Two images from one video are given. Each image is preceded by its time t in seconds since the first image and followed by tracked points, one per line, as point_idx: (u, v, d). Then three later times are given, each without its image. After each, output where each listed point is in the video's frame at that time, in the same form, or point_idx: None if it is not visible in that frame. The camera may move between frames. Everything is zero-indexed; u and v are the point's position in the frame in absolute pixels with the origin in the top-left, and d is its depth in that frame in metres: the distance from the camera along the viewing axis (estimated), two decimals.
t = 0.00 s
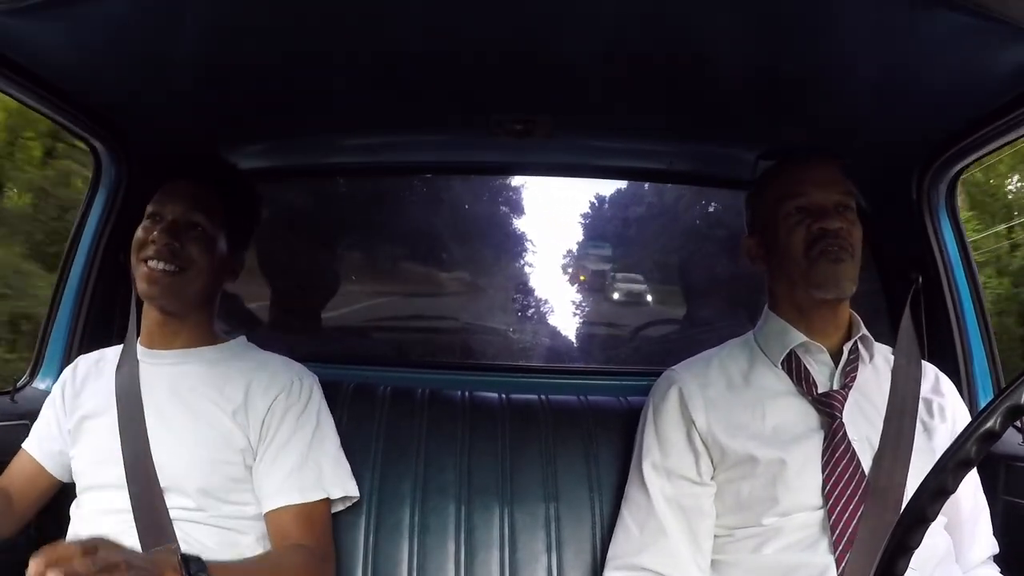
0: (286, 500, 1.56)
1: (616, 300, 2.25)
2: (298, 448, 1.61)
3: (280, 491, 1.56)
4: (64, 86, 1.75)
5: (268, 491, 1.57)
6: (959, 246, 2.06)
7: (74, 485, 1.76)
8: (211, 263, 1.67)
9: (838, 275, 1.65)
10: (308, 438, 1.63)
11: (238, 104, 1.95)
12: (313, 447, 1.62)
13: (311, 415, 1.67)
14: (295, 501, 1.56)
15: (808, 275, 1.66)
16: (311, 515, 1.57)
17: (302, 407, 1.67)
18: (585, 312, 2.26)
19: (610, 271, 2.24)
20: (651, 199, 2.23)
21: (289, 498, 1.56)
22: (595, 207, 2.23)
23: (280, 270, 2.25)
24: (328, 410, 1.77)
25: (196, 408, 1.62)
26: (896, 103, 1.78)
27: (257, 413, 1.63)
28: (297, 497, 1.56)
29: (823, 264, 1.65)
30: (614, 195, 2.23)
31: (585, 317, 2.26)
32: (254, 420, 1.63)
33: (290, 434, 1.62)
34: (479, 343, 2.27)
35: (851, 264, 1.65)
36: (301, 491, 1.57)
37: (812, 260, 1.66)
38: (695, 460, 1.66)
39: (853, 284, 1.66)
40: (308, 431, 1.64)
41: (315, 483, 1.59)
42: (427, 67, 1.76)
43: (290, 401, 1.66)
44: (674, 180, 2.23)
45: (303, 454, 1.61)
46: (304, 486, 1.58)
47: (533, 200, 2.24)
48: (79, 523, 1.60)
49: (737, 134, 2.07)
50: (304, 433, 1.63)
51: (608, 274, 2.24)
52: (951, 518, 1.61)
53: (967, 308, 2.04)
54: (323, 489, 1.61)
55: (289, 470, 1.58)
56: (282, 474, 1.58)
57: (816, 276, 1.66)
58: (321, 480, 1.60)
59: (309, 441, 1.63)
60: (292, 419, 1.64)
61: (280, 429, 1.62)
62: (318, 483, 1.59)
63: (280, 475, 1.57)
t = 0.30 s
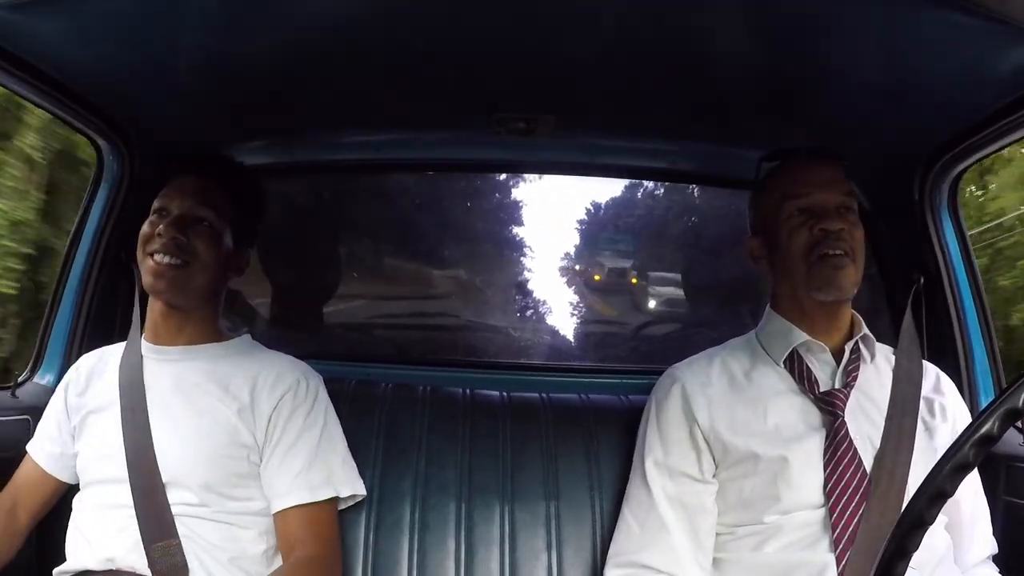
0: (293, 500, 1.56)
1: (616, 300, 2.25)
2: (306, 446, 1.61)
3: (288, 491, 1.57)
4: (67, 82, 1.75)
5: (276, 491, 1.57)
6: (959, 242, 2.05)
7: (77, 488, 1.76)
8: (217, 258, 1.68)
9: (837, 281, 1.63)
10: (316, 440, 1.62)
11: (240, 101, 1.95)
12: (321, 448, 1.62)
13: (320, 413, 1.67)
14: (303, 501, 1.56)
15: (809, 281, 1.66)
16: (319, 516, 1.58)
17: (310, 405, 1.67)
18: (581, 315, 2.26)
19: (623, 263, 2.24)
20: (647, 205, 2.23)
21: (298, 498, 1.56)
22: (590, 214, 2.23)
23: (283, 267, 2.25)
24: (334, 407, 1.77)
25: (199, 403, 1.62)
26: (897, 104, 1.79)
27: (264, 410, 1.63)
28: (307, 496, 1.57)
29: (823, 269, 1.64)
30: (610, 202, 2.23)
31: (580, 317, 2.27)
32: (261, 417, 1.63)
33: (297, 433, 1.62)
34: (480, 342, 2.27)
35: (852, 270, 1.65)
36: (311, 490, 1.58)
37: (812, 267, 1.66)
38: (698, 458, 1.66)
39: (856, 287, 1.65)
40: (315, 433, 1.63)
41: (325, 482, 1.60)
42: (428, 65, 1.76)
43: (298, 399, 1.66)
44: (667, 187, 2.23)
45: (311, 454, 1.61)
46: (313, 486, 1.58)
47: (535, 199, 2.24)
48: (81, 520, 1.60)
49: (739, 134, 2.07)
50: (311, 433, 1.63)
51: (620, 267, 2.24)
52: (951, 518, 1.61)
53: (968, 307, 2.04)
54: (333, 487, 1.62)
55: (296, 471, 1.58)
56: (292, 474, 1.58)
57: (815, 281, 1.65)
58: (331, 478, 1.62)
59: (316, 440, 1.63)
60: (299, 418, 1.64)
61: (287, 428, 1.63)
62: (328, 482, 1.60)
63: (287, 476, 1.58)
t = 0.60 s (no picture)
0: (294, 499, 1.56)
1: (616, 300, 2.25)
2: (308, 446, 1.61)
3: (289, 489, 1.57)
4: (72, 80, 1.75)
5: (278, 489, 1.57)
6: (959, 240, 2.05)
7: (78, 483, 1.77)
8: (219, 255, 1.69)
9: (847, 273, 1.63)
10: (319, 439, 1.63)
11: (243, 98, 1.95)
12: (323, 447, 1.63)
13: (323, 413, 1.67)
14: (305, 501, 1.56)
15: (818, 278, 1.66)
16: (319, 514, 1.58)
17: (313, 405, 1.67)
18: (577, 313, 2.26)
19: (652, 263, 2.23)
20: (642, 212, 2.23)
21: (301, 497, 1.56)
22: (586, 221, 2.23)
23: (285, 266, 2.25)
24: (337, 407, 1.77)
25: (204, 399, 1.62)
26: (899, 105, 1.79)
27: (268, 408, 1.63)
28: (309, 495, 1.57)
29: (831, 264, 1.64)
30: (605, 209, 2.22)
31: (577, 315, 2.26)
32: (265, 415, 1.63)
33: (300, 432, 1.62)
34: (481, 341, 2.27)
35: (860, 264, 1.64)
36: (313, 489, 1.58)
37: (820, 262, 1.66)
38: (702, 457, 1.66)
39: (864, 284, 1.64)
40: (318, 432, 1.64)
41: (327, 482, 1.60)
42: (430, 64, 1.76)
43: (301, 398, 1.66)
44: (659, 197, 2.23)
45: (314, 453, 1.61)
46: (316, 484, 1.59)
47: (537, 199, 2.24)
48: (82, 517, 1.60)
49: (741, 135, 2.07)
50: (314, 432, 1.63)
51: (649, 266, 2.23)
52: (951, 523, 1.62)
53: (970, 308, 2.04)
54: (335, 486, 1.62)
55: (299, 469, 1.58)
56: (294, 473, 1.58)
57: (824, 276, 1.65)
58: (334, 478, 1.62)
59: (319, 440, 1.63)
60: (303, 416, 1.64)
61: (290, 426, 1.63)
62: (331, 482, 1.61)
63: (289, 474, 1.58)
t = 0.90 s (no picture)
0: (295, 498, 1.56)
1: (614, 300, 2.25)
2: (309, 444, 1.61)
3: (290, 488, 1.57)
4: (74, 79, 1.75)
5: (280, 488, 1.57)
6: (960, 240, 2.06)
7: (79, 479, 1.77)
8: (206, 244, 1.67)
9: (855, 274, 1.62)
10: (320, 438, 1.62)
11: (245, 97, 1.96)
12: (325, 444, 1.63)
13: (325, 412, 1.66)
14: (306, 500, 1.56)
15: (825, 278, 1.66)
16: (319, 511, 1.58)
17: (314, 403, 1.67)
18: (574, 313, 2.27)
19: (677, 260, 2.23)
20: (633, 222, 2.23)
21: (302, 495, 1.56)
22: (581, 226, 2.23)
23: (287, 263, 2.26)
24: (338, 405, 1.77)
25: (206, 397, 1.62)
26: (902, 106, 1.79)
27: (271, 407, 1.63)
28: (310, 494, 1.57)
29: (837, 265, 1.64)
30: (599, 215, 2.23)
31: (573, 314, 2.27)
32: (267, 414, 1.63)
33: (302, 430, 1.62)
34: (482, 340, 2.28)
35: (868, 267, 1.64)
36: (315, 487, 1.58)
37: (828, 262, 1.66)
38: (704, 457, 1.66)
39: (870, 286, 1.64)
40: (320, 429, 1.64)
41: (330, 480, 1.60)
42: (432, 62, 1.76)
43: (303, 397, 1.66)
44: (649, 206, 2.23)
45: (315, 452, 1.61)
46: (317, 483, 1.59)
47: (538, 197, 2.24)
48: (84, 515, 1.61)
49: (744, 135, 2.07)
50: (316, 429, 1.63)
51: (674, 264, 2.23)
52: (952, 523, 1.62)
53: (970, 308, 2.04)
54: (338, 484, 1.62)
55: (301, 468, 1.58)
56: (296, 472, 1.58)
57: (832, 277, 1.65)
58: (335, 475, 1.62)
59: (320, 438, 1.62)
60: (304, 413, 1.64)
61: (292, 425, 1.63)
62: (332, 480, 1.61)
63: (290, 473, 1.58)
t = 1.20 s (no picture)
0: (296, 497, 1.56)
1: (613, 300, 2.25)
2: (309, 443, 1.61)
3: (290, 487, 1.57)
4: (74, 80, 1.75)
5: (280, 487, 1.57)
6: (960, 238, 2.06)
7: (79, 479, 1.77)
8: (195, 241, 1.65)
9: (855, 275, 1.63)
10: (321, 436, 1.62)
11: (244, 97, 1.96)
12: (325, 443, 1.63)
13: (325, 410, 1.66)
14: (307, 498, 1.57)
15: (824, 278, 1.66)
16: (319, 511, 1.58)
17: (314, 401, 1.66)
18: (570, 316, 2.26)
19: (678, 255, 2.23)
20: (625, 230, 2.23)
21: (303, 494, 1.56)
22: (576, 232, 2.23)
23: (287, 263, 2.26)
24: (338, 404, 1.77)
25: (206, 397, 1.62)
26: (901, 105, 1.79)
27: (270, 405, 1.63)
28: (311, 493, 1.57)
29: (837, 265, 1.64)
30: (593, 222, 2.23)
31: (570, 317, 2.27)
32: (267, 413, 1.63)
33: (302, 428, 1.62)
34: (482, 340, 2.28)
35: (868, 267, 1.64)
36: (315, 486, 1.58)
37: (827, 263, 1.66)
38: (704, 456, 1.66)
39: (870, 286, 1.64)
40: (320, 427, 1.63)
41: (330, 478, 1.60)
42: (431, 62, 1.76)
43: (302, 396, 1.66)
44: (640, 216, 2.24)
45: (316, 450, 1.61)
46: (318, 481, 1.59)
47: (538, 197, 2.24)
48: (84, 515, 1.60)
49: (743, 135, 2.08)
50: (316, 428, 1.63)
51: (676, 259, 2.23)
52: (952, 522, 1.62)
53: (970, 307, 2.04)
54: (338, 482, 1.62)
55: (301, 467, 1.58)
56: (296, 471, 1.58)
57: (831, 278, 1.65)
58: (336, 474, 1.62)
59: (321, 436, 1.62)
60: (304, 413, 1.64)
61: (292, 423, 1.62)
62: (333, 479, 1.61)
63: (290, 472, 1.58)
